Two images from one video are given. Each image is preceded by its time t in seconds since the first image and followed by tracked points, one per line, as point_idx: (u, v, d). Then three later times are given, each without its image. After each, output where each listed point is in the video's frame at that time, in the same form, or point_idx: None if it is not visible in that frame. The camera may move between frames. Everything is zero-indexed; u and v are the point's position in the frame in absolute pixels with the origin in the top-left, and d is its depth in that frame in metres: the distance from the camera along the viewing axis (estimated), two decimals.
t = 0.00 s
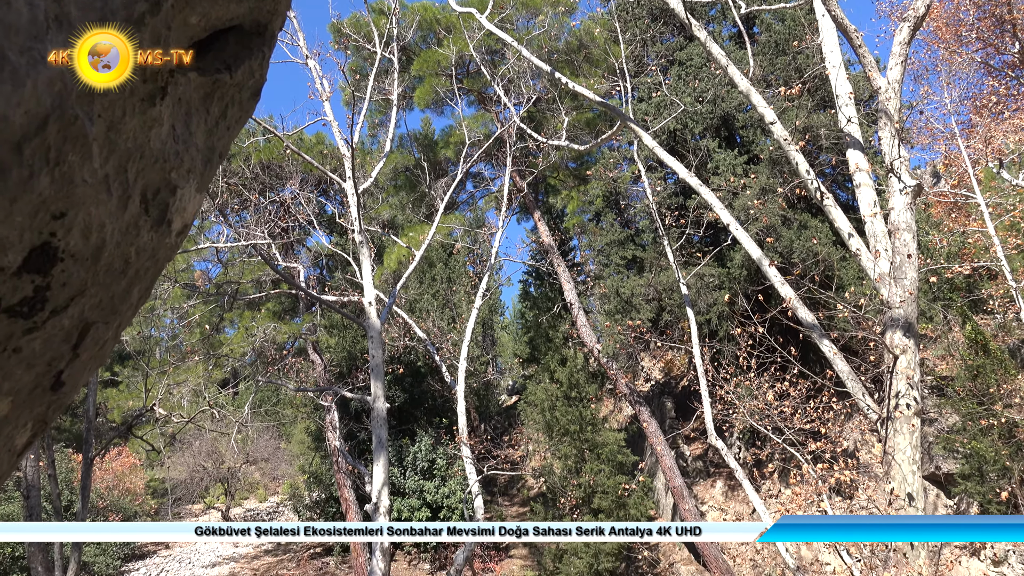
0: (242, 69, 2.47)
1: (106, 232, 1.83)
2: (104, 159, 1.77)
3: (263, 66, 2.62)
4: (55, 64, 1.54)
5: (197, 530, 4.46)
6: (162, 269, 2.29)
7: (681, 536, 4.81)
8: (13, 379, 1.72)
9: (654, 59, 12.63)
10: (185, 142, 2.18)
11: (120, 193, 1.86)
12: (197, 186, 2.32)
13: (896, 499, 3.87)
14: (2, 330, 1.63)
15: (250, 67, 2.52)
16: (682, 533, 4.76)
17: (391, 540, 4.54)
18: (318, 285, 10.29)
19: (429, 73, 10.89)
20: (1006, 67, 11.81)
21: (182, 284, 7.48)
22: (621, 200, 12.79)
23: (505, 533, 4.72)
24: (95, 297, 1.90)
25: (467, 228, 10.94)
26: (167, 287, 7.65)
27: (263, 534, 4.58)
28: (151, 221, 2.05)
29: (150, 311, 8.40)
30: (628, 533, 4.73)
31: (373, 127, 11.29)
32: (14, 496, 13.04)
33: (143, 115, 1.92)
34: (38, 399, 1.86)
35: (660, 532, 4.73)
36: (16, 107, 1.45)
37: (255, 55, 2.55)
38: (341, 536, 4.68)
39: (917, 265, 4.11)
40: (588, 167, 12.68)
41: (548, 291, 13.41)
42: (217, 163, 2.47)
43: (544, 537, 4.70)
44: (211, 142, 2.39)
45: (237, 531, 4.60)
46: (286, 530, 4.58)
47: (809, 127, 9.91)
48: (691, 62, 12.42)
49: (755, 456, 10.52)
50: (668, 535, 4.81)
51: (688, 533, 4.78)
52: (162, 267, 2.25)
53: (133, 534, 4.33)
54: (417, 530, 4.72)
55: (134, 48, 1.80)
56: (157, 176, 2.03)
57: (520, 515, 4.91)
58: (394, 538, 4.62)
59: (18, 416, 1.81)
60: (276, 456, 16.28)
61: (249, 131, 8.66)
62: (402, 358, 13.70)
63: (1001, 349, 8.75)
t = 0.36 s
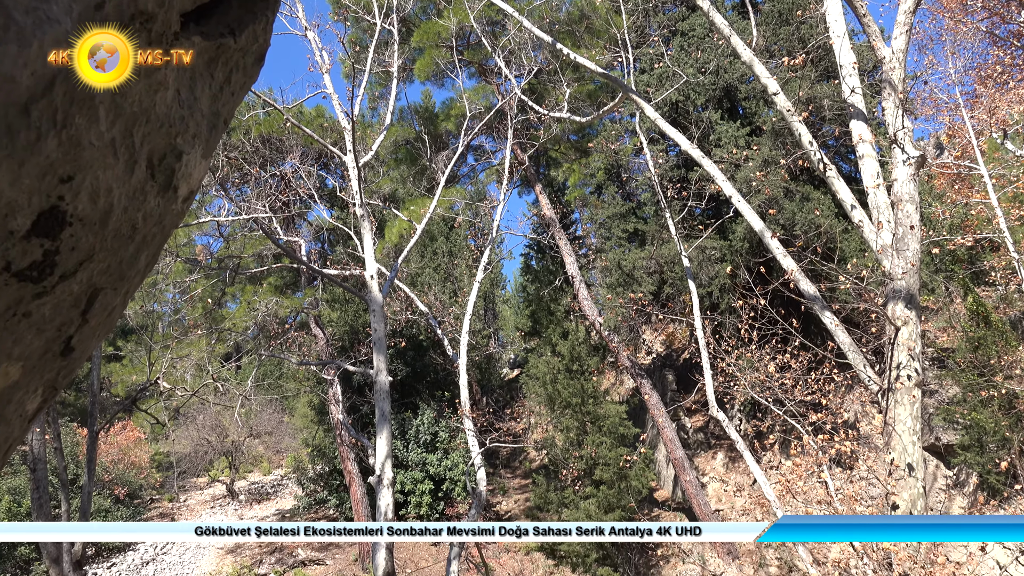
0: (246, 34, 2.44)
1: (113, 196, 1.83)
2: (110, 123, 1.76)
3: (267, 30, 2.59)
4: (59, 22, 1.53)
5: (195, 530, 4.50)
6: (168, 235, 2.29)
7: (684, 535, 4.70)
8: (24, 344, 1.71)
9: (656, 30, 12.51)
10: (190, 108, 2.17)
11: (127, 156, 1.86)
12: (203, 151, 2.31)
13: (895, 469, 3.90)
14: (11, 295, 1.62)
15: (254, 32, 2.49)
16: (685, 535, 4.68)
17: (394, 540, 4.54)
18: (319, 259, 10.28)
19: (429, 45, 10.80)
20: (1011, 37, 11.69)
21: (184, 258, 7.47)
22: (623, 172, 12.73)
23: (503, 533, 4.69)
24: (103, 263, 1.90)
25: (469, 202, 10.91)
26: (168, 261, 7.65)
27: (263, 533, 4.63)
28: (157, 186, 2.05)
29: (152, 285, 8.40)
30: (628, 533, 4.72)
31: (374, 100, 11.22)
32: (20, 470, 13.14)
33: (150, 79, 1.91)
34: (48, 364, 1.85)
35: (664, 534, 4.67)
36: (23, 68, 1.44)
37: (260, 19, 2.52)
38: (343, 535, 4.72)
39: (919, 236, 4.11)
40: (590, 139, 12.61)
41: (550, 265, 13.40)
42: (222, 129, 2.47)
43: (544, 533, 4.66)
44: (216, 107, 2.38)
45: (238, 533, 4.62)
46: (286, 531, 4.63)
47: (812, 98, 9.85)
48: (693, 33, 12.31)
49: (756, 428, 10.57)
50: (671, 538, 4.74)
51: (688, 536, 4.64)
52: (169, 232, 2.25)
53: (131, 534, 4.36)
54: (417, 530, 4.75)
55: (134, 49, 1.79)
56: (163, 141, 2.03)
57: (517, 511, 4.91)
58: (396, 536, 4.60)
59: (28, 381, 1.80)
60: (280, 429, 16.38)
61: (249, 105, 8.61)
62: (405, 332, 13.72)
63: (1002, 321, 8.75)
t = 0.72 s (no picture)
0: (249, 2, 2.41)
1: (120, 163, 1.83)
2: (115, 88, 1.77)
3: None
4: None
5: (194, 529, 4.57)
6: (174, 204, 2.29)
7: (682, 537, 4.71)
8: (32, 311, 1.70)
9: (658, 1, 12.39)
10: (194, 76, 2.17)
11: (132, 123, 1.86)
12: (207, 119, 2.31)
13: (894, 443, 3.93)
14: (21, 262, 1.61)
15: None
16: (684, 534, 4.70)
17: (394, 543, 4.60)
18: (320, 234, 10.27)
19: (428, 18, 10.70)
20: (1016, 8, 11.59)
21: (185, 234, 7.47)
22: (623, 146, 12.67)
23: (503, 533, 4.73)
24: (110, 230, 1.90)
25: (469, 176, 10.87)
26: (169, 236, 7.63)
27: (263, 532, 4.70)
28: (163, 153, 2.05)
29: (152, 261, 8.40)
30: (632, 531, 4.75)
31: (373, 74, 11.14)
32: (24, 444, 13.21)
33: (154, 45, 1.91)
34: (57, 331, 1.84)
35: (662, 533, 4.70)
36: (29, 32, 1.46)
37: None
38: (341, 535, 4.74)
39: (921, 210, 4.09)
40: (590, 113, 12.54)
41: (550, 239, 13.38)
42: (226, 97, 2.46)
43: (544, 538, 4.70)
44: (220, 75, 2.37)
45: (239, 532, 4.70)
46: (285, 531, 4.69)
47: (815, 70, 9.78)
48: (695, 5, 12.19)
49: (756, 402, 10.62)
50: (671, 535, 4.77)
51: (686, 534, 4.66)
52: (175, 201, 2.25)
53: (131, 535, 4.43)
54: (418, 532, 4.80)
55: (134, 50, 1.79)
56: (167, 108, 2.03)
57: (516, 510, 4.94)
58: (397, 539, 4.68)
59: (38, 348, 1.78)
60: (282, 404, 16.45)
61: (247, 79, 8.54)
62: (405, 307, 13.74)
63: (1003, 295, 8.76)
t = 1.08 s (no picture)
0: None
1: (121, 130, 1.82)
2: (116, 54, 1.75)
3: None
4: None
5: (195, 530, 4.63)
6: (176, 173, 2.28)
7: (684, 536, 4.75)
8: (36, 279, 1.70)
9: None
10: (195, 43, 2.16)
11: (133, 90, 1.85)
12: (208, 88, 2.30)
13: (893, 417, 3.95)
14: (25, 229, 1.61)
15: None
16: (684, 534, 4.75)
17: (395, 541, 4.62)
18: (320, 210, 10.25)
19: None
20: None
21: (184, 210, 7.45)
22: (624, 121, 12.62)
23: (505, 533, 4.82)
24: (112, 198, 1.90)
25: (469, 152, 10.82)
26: (169, 212, 7.62)
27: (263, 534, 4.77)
28: (163, 121, 2.04)
29: (152, 236, 8.39)
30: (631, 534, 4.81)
31: (372, 48, 11.06)
32: (27, 420, 13.28)
33: (155, 11, 1.89)
34: (61, 300, 1.85)
35: (664, 534, 4.75)
36: None
37: None
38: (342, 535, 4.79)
39: (922, 184, 4.08)
40: (591, 88, 12.46)
41: (550, 215, 13.36)
42: (226, 65, 2.45)
43: (545, 538, 4.76)
44: (220, 43, 2.35)
45: (239, 533, 4.78)
46: (285, 532, 4.76)
47: (817, 44, 9.70)
48: None
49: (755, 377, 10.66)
50: (670, 537, 4.83)
51: (687, 534, 4.71)
52: (176, 170, 2.24)
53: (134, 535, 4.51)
54: (419, 532, 4.85)
55: (134, 48, 1.76)
56: (169, 76, 2.02)
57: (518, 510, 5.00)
58: (399, 538, 4.72)
59: (41, 317, 1.79)
60: (283, 379, 16.51)
61: (245, 53, 8.48)
62: (405, 283, 13.75)
63: (1003, 270, 8.75)
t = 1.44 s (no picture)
0: None
1: (118, 96, 1.82)
2: (112, 16, 1.74)
3: None
4: None
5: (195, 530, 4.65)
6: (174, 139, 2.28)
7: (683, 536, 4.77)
8: (35, 245, 1.71)
9: None
10: (190, 7, 2.14)
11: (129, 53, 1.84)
12: (204, 54, 2.28)
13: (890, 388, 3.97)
14: (22, 194, 1.61)
15: None
16: (684, 533, 4.77)
17: (395, 540, 4.61)
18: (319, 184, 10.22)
19: None
20: None
21: (182, 184, 7.42)
22: (624, 94, 12.53)
23: (504, 533, 4.86)
24: (109, 163, 1.90)
25: (468, 125, 10.76)
26: (167, 185, 7.59)
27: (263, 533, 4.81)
28: (160, 87, 2.03)
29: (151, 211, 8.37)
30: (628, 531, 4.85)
31: (370, 20, 10.95)
32: (29, 394, 13.31)
33: None
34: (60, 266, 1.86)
35: (664, 532, 4.77)
36: None
37: None
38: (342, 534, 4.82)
39: (923, 156, 4.05)
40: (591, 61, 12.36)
41: (550, 189, 13.31)
42: (222, 30, 2.43)
43: (544, 538, 4.80)
44: (215, 8, 2.33)
45: (238, 531, 4.81)
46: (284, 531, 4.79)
47: (819, 16, 9.61)
48: None
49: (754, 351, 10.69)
50: (669, 535, 4.86)
51: (687, 534, 4.74)
52: (173, 137, 2.24)
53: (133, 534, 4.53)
54: (417, 529, 4.85)
55: (133, 47, 1.78)
56: (167, 40, 2.00)
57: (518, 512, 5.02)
58: (398, 536, 4.73)
59: (41, 283, 1.80)
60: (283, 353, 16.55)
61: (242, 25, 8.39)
62: (405, 257, 13.73)
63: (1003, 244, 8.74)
